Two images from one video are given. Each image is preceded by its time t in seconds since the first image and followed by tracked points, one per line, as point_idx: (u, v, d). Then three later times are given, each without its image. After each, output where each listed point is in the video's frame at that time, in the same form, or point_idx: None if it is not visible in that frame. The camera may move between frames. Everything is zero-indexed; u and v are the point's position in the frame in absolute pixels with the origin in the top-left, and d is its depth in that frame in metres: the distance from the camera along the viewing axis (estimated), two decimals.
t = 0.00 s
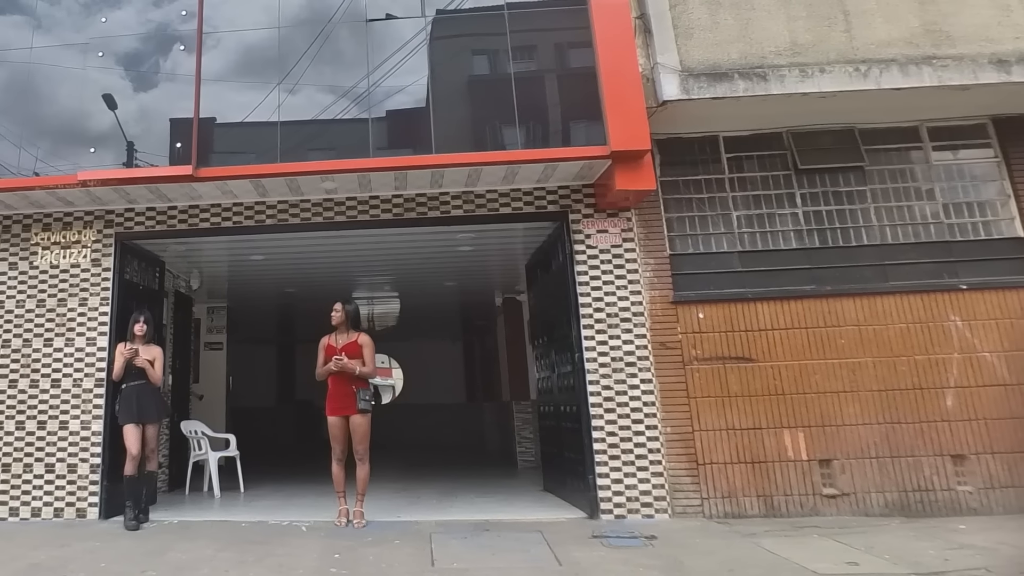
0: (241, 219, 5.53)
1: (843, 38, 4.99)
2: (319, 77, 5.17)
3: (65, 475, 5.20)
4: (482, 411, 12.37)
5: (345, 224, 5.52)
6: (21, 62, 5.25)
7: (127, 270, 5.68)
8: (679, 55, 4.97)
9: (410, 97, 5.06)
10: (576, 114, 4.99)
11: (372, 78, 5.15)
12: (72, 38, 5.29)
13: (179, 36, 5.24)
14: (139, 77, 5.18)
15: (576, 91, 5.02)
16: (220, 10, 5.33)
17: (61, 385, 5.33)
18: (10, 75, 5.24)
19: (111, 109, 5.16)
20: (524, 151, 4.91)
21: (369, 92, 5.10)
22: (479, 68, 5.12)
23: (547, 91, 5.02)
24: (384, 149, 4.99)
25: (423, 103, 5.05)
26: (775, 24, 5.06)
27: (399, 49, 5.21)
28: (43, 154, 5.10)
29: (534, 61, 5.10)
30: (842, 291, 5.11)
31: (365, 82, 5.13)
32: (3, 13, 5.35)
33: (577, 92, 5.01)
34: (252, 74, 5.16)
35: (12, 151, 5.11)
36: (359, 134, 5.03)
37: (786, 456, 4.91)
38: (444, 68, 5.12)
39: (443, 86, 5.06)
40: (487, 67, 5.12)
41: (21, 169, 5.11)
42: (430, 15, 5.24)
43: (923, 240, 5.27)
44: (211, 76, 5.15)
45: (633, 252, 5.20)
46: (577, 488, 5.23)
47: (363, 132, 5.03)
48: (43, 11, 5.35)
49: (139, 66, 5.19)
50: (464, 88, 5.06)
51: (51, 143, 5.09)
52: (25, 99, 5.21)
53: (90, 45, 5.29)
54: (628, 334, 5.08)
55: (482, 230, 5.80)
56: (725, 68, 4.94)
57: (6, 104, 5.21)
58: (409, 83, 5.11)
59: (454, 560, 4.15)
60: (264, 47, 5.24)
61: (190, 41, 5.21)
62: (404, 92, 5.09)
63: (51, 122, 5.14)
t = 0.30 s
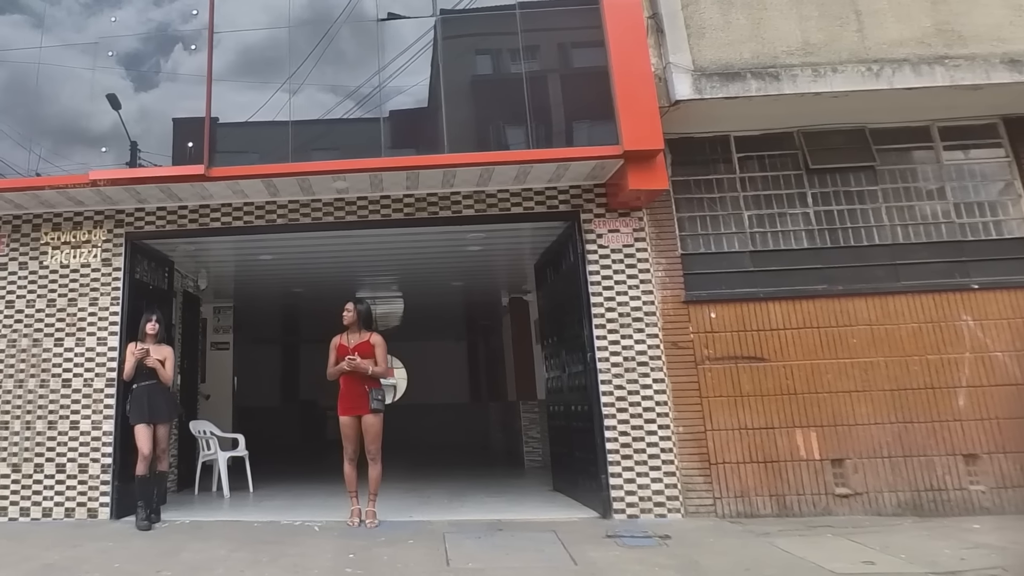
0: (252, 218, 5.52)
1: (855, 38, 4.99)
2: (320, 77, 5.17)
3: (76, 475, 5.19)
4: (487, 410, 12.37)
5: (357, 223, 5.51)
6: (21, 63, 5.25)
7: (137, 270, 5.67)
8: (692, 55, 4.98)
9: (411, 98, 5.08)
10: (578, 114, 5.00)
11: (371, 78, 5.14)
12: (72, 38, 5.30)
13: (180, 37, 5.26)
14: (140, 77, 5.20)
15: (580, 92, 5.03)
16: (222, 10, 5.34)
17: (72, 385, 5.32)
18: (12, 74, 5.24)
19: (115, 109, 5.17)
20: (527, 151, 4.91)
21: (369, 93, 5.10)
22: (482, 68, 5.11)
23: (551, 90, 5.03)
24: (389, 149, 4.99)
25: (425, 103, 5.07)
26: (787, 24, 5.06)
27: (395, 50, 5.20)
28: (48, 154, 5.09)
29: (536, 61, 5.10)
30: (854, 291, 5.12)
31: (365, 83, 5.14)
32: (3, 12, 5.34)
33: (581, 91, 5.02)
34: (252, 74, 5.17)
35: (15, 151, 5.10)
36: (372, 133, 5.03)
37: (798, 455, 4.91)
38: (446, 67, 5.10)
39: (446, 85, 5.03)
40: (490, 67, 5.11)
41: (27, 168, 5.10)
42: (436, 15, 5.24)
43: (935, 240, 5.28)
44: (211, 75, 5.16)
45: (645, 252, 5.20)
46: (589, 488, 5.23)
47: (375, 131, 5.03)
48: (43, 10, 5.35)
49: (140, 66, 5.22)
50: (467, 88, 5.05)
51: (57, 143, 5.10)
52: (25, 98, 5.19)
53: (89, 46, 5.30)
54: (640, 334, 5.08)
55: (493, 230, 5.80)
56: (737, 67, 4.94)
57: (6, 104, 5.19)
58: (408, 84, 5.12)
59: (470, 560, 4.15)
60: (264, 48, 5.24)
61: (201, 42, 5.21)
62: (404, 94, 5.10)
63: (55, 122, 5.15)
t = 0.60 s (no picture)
0: (263, 217, 5.52)
1: (868, 37, 4.99)
2: (323, 77, 5.17)
3: (87, 475, 5.19)
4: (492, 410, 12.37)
5: (368, 223, 5.51)
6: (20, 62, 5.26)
7: (148, 270, 5.67)
8: (704, 54, 4.98)
9: (411, 99, 5.07)
10: (582, 114, 5.00)
11: (371, 78, 5.15)
12: (70, 38, 5.31)
13: (181, 37, 5.26)
14: (141, 77, 5.21)
15: (585, 91, 5.03)
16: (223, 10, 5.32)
17: (82, 385, 5.32)
18: (13, 73, 5.24)
19: (120, 109, 5.17)
20: (529, 151, 4.91)
21: (370, 93, 5.10)
22: (484, 68, 5.11)
23: (555, 90, 5.03)
24: (393, 148, 4.99)
25: (426, 103, 5.06)
26: (799, 24, 5.06)
27: (393, 50, 5.22)
28: (55, 154, 5.09)
29: (536, 62, 5.11)
30: (866, 290, 5.12)
31: (366, 83, 5.14)
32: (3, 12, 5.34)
33: (583, 91, 5.03)
34: (252, 75, 5.16)
35: (19, 150, 5.11)
36: (384, 133, 5.02)
37: (811, 455, 4.92)
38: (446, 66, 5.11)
39: (450, 85, 5.03)
40: (493, 67, 5.12)
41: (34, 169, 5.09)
42: (444, 15, 5.24)
43: (946, 240, 5.28)
44: (211, 74, 5.15)
45: (656, 252, 5.21)
46: (600, 487, 5.23)
47: (387, 130, 5.02)
48: (43, 10, 5.37)
49: (140, 66, 5.23)
50: (471, 87, 5.05)
51: (67, 144, 5.10)
52: (23, 98, 5.21)
53: (89, 46, 5.32)
54: (653, 333, 5.09)
55: (504, 230, 5.81)
56: (750, 67, 4.94)
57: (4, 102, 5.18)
58: (408, 85, 5.11)
59: (485, 560, 4.14)
60: (264, 49, 5.24)
61: (212, 41, 5.22)
62: (405, 94, 5.09)
63: (61, 122, 5.14)
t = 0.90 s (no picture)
0: (274, 217, 5.51)
1: (880, 37, 4.99)
2: (326, 78, 5.17)
3: (98, 475, 5.18)
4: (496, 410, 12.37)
5: (379, 222, 5.50)
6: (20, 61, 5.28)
7: (158, 270, 5.66)
8: (717, 54, 4.98)
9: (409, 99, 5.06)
10: (585, 114, 4.98)
11: (369, 77, 5.16)
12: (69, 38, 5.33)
13: (181, 37, 5.27)
14: (141, 77, 5.23)
15: (591, 90, 5.02)
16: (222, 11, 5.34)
17: (93, 385, 5.31)
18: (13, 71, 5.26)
19: (123, 109, 5.17)
20: (533, 151, 4.91)
21: (369, 92, 5.11)
22: (489, 68, 5.12)
23: (558, 90, 5.02)
24: (395, 147, 4.99)
25: (426, 103, 5.06)
26: (812, 24, 5.06)
27: (390, 49, 5.23)
28: (61, 154, 5.08)
29: (540, 62, 5.12)
30: (878, 290, 5.13)
31: (365, 83, 5.15)
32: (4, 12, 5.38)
33: (585, 91, 5.02)
34: (251, 75, 5.17)
35: (24, 150, 5.11)
36: (396, 132, 5.01)
37: (824, 454, 4.92)
38: (445, 66, 5.14)
39: (460, 84, 5.05)
40: (497, 67, 5.12)
41: (41, 168, 5.08)
42: (455, 15, 5.26)
43: (958, 240, 5.28)
44: (210, 73, 5.17)
45: (668, 251, 5.21)
46: (612, 487, 5.22)
47: (398, 128, 5.01)
48: (44, 11, 5.38)
49: (140, 66, 5.25)
50: (474, 86, 5.05)
51: (76, 147, 5.10)
52: (24, 97, 5.20)
53: (90, 46, 5.32)
54: (665, 333, 5.09)
55: (514, 229, 5.81)
56: (763, 67, 4.94)
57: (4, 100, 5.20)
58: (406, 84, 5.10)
59: (500, 560, 4.14)
60: (264, 49, 5.24)
61: (224, 40, 5.22)
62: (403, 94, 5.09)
63: (67, 122, 5.15)
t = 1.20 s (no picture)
0: (285, 217, 5.50)
1: (892, 37, 4.99)
2: (331, 78, 5.18)
3: (110, 475, 5.17)
4: (501, 410, 12.37)
5: (391, 222, 5.50)
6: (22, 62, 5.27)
7: (168, 270, 5.66)
8: (730, 54, 4.98)
9: (408, 99, 5.07)
10: (586, 114, 4.99)
11: (369, 77, 5.16)
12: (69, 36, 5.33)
13: (181, 37, 5.29)
14: (142, 77, 5.23)
15: (595, 91, 5.03)
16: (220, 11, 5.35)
17: (105, 385, 5.30)
18: (15, 73, 5.25)
19: (126, 110, 5.16)
20: (544, 151, 4.90)
21: (369, 91, 5.11)
22: (492, 68, 5.11)
23: (559, 91, 5.03)
24: (399, 147, 4.98)
25: (426, 103, 5.05)
26: (824, 24, 5.06)
27: (388, 49, 5.23)
28: (66, 154, 5.07)
29: (543, 61, 5.12)
30: (890, 290, 5.13)
31: (365, 83, 5.15)
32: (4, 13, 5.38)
33: (587, 91, 5.02)
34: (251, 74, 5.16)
35: (30, 150, 5.09)
36: (410, 131, 4.99)
37: (837, 454, 4.92)
38: (447, 67, 5.15)
39: (473, 84, 5.05)
40: (501, 67, 5.12)
41: (49, 168, 5.07)
42: (468, 15, 5.24)
43: (970, 239, 5.28)
44: (216, 73, 5.17)
45: (680, 251, 5.22)
46: (624, 487, 5.22)
47: (410, 126, 5.00)
48: (42, 11, 5.39)
49: (140, 65, 5.25)
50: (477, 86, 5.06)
51: (82, 147, 5.09)
52: (26, 99, 5.19)
53: (90, 46, 5.31)
54: (677, 333, 5.10)
55: (525, 229, 5.81)
56: (775, 67, 4.94)
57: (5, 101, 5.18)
58: (405, 84, 5.11)
59: (516, 560, 4.13)
60: (265, 49, 5.23)
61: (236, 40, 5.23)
62: (403, 94, 5.09)
63: (73, 123, 5.13)
